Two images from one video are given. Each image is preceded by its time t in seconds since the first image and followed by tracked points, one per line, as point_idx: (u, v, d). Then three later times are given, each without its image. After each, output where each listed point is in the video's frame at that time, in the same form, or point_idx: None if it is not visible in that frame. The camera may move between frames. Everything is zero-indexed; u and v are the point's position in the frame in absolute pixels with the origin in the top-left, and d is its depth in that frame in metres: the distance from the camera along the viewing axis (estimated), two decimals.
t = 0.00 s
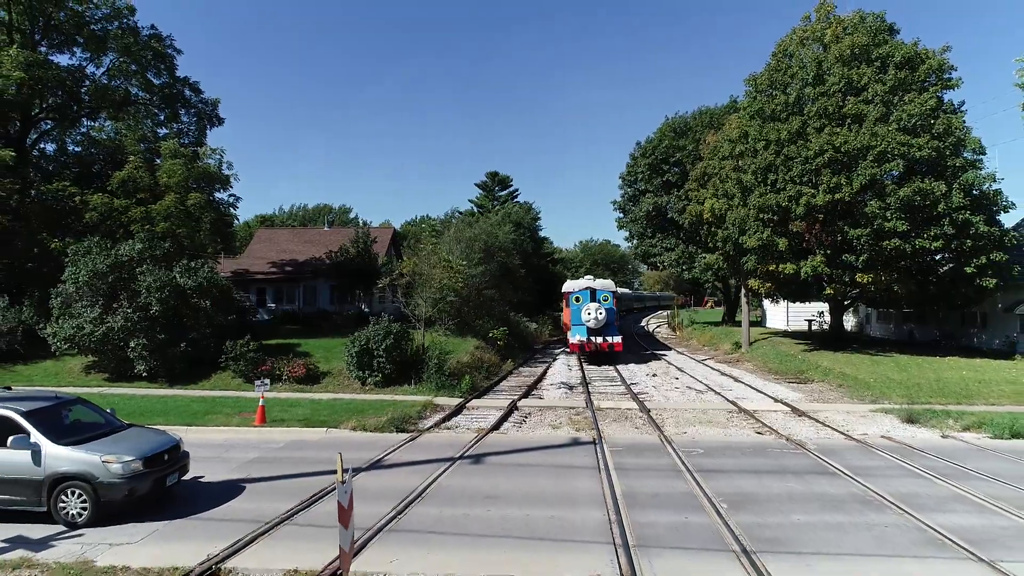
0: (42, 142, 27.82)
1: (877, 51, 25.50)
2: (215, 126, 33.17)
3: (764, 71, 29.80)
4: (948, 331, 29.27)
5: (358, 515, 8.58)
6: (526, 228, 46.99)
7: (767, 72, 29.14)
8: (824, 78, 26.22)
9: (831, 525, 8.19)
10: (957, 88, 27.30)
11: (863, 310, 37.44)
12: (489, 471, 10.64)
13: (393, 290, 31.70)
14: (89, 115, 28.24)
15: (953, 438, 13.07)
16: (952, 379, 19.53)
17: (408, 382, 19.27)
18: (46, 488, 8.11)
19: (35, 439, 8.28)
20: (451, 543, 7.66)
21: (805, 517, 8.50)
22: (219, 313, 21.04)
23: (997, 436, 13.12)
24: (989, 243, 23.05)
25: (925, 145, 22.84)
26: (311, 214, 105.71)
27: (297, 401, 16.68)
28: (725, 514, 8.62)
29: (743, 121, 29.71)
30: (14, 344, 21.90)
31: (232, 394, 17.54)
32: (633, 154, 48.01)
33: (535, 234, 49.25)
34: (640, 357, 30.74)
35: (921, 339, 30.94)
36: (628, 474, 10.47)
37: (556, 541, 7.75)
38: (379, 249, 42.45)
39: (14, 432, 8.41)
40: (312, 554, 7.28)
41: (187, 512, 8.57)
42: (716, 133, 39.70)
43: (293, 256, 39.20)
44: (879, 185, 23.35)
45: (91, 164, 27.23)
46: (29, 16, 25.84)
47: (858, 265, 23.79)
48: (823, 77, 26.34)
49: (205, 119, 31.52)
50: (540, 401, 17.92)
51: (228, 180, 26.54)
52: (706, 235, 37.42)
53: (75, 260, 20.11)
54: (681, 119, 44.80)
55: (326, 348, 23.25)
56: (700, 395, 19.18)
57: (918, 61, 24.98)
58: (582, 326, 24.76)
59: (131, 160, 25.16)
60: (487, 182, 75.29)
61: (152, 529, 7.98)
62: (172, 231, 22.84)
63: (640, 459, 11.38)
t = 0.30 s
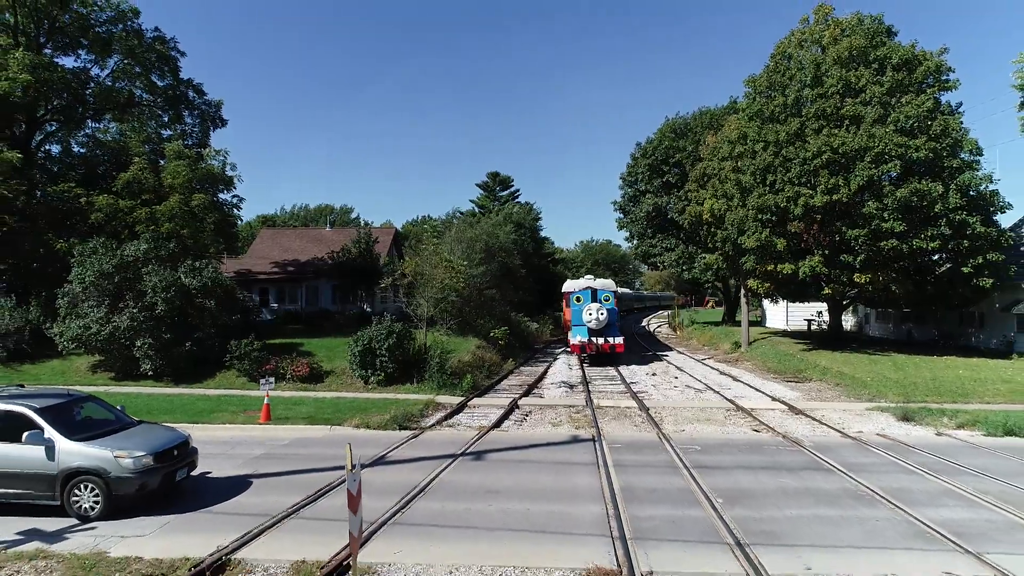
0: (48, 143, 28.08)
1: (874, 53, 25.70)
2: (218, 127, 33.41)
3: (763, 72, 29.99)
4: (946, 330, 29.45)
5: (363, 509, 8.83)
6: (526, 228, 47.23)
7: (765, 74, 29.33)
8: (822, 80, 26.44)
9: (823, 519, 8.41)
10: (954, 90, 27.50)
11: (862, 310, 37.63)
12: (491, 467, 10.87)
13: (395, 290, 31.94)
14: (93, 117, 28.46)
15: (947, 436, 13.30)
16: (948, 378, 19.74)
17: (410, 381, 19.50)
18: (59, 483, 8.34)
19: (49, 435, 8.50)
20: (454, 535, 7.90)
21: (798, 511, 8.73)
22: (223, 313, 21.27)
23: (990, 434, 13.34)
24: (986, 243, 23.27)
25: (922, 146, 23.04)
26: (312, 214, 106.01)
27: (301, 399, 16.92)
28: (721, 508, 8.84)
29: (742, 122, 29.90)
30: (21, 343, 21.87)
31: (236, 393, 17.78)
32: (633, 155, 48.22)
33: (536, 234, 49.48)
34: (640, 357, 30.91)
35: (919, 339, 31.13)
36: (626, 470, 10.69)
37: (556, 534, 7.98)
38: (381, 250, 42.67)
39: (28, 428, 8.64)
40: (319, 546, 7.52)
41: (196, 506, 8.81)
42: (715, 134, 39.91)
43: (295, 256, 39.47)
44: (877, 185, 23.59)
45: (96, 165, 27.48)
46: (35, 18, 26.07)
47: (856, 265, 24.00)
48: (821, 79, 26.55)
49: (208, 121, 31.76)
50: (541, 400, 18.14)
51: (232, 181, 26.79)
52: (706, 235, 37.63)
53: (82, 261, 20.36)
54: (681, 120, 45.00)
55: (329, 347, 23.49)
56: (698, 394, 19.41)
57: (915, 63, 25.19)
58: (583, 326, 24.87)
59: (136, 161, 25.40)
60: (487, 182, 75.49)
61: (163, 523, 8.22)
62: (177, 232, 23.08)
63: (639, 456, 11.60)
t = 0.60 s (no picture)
0: (52, 144, 28.36)
1: (872, 55, 25.90)
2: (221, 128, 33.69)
3: (761, 74, 30.19)
4: (943, 330, 29.65)
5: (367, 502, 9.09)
6: (527, 229, 47.46)
7: (763, 75, 29.52)
8: (820, 82, 26.66)
9: (814, 512, 8.65)
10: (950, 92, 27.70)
11: (860, 310, 37.84)
12: (491, 463, 11.11)
13: (396, 290, 32.18)
14: (98, 118, 28.71)
15: (939, 433, 13.53)
16: (944, 376, 19.97)
17: (411, 380, 19.75)
18: (71, 477, 8.59)
19: (62, 430, 8.75)
20: (455, 527, 8.15)
21: (790, 504, 8.98)
22: (227, 312, 21.51)
23: (982, 431, 13.57)
24: (982, 244, 23.48)
25: (918, 147, 23.23)
26: (314, 215, 106.27)
27: (304, 397, 17.17)
28: (715, 502, 9.08)
29: (740, 123, 30.13)
30: (28, 343, 22.04)
31: (240, 391, 18.03)
32: (633, 155, 48.42)
33: (536, 234, 49.71)
34: (639, 357, 31.12)
35: (917, 338, 31.34)
36: (624, 466, 10.94)
37: (554, 526, 8.23)
38: (382, 250, 42.92)
39: (41, 423, 8.89)
40: (324, 538, 7.77)
41: (204, 500, 9.06)
42: (714, 135, 40.13)
43: (297, 256, 39.73)
44: (873, 186, 23.83)
45: (101, 166, 27.75)
46: (40, 21, 26.32)
47: (853, 265, 24.22)
48: (818, 81, 26.77)
49: (211, 122, 32.01)
50: (540, 398, 18.39)
51: (235, 182, 27.05)
52: (705, 235, 37.87)
53: (88, 261, 20.62)
54: (680, 121, 45.19)
55: (332, 346, 23.74)
56: (696, 393, 19.65)
57: (912, 65, 25.39)
58: (583, 327, 25.05)
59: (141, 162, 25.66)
60: (488, 183, 75.67)
61: (172, 515, 8.48)
62: (181, 232, 23.32)
63: (636, 452, 11.84)
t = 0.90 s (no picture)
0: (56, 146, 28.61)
1: (867, 57, 26.17)
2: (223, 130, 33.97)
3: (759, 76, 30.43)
4: (940, 330, 29.90)
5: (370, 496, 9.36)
6: (527, 229, 47.70)
7: (761, 77, 29.76)
8: (816, 84, 26.93)
9: (805, 506, 8.91)
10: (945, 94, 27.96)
11: (857, 310, 38.09)
12: (491, 459, 11.38)
13: (397, 290, 32.44)
14: (101, 120, 28.96)
15: (931, 431, 13.78)
16: (938, 375, 20.23)
17: (412, 379, 20.01)
18: (83, 471, 8.85)
19: (74, 426, 9.00)
20: (455, 519, 8.42)
21: (781, 498, 9.25)
22: (230, 312, 21.76)
23: (972, 429, 13.85)
24: (976, 244, 23.76)
25: (913, 149, 23.53)
26: (315, 215, 106.81)
27: (306, 396, 17.42)
28: (708, 496, 9.35)
29: (737, 125, 30.39)
30: (34, 342, 22.39)
31: (244, 389, 18.29)
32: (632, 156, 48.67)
33: (536, 234, 49.94)
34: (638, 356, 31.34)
35: (914, 338, 31.60)
36: (620, 461, 11.21)
37: (552, 518, 8.50)
38: (383, 250, 43.19)
39: (53, 419, 9.13)
40: (329, 530, 8.04)
41: (211, 494, 9.32)
42: (712, 136, 40.40)
43: (298, 257, 40.02)
44: (869, 187, 24.11)
45: (105, 167, 27.98)
46: (44, 23, 26.56)
47: (849, 265, 24.50)
48: (815, 83, 27.04)
49: (214, 123, 32.25)
50: (540, 397, 18.64)
51: (238, 183, 27.30)
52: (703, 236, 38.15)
53: (93, 261, 20.89)
54: (679, 122, 45.44)
55: (333, 345, 24.01)
56: (694, 391, 19.91)
57: (907, 67, 25.66)
58: (583, 327, 25.28)
59: (144, 164, 25.92)
60: (488, 183, 75.95)
61: (181, 509, 8.75)
62: (184, 233, 23.57)
63: (633, 449, 12.11)
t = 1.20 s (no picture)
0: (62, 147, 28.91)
1: (864, 60, 26.46)
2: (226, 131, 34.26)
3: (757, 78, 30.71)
4: (936, 330, 30.18)
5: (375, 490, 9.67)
6: (528, 229, 47.98)
7: (759, 79, 30.02)
8: (813, 86, 27.22)
9: (795, 498, 9.21)
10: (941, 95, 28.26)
11: (855, 310, 38.37)
12: (491, 454, 11.69)
13: (399, 290, 32.75)
14: (106, 122, 29.28)
15: (922, 427, 14.09)
16: (932, 374, 20.52)
17: (414, 377, 20.32)
18: (97, 465, 9.15)
19: (88, 422, 9.30)
20: (456, 511, 8.73)
21: (772, 491, 9.55)
22: (234, 312, 22.07)
23: (963, 426, 14.15)
24: (971, 245, 24.07)
25: (909, 150, 23.85)
26: (316, 215, 107.33)
27: (310, 394, 17.72)
28: (701, 489, 9.66)
29: (735, 126, 30.68)
30: (42, 342, 22.61)
31: (248, 388, 18.59)
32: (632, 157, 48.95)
33: (536, 234, 50.22)
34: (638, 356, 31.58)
35: (910, 337, 31.89)
36: (617, 457, 11.51)
37: (550, 510, 8.81)
38: (384, 250, 43.50)
39: (67, 415, 9.42)
40: (334, 521, 8.35)
41: (220, 487, 9.63)
42: (711, 138, 40.68)
43: (301, 257, 40.44)
44: (865, 189, 24.40)
45: (110, 169, 28.30)
46: (50, 26, 26.89)
47: (846, 265, 24.79)
48: (812, 85, 27.33)
49: (217, 125, 32.55)
50: (539, 395, 18.94)
51: (241, 184, 27.62)
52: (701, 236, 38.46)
53: (100, 261, 21.21)
54: (678, 123, 45.72)
55: (336, 344, 24.33)
56: (691, 390, 20.20)
57: (903, 70, 25.96)
58: (583, 327, 25.45)
59: (149, 165, 26.23)
60: (489, 184, 76.28)
61: (191, 501, 9.05)
62: (189, 234, 23.88)
63: (629, 445, 12.41)
